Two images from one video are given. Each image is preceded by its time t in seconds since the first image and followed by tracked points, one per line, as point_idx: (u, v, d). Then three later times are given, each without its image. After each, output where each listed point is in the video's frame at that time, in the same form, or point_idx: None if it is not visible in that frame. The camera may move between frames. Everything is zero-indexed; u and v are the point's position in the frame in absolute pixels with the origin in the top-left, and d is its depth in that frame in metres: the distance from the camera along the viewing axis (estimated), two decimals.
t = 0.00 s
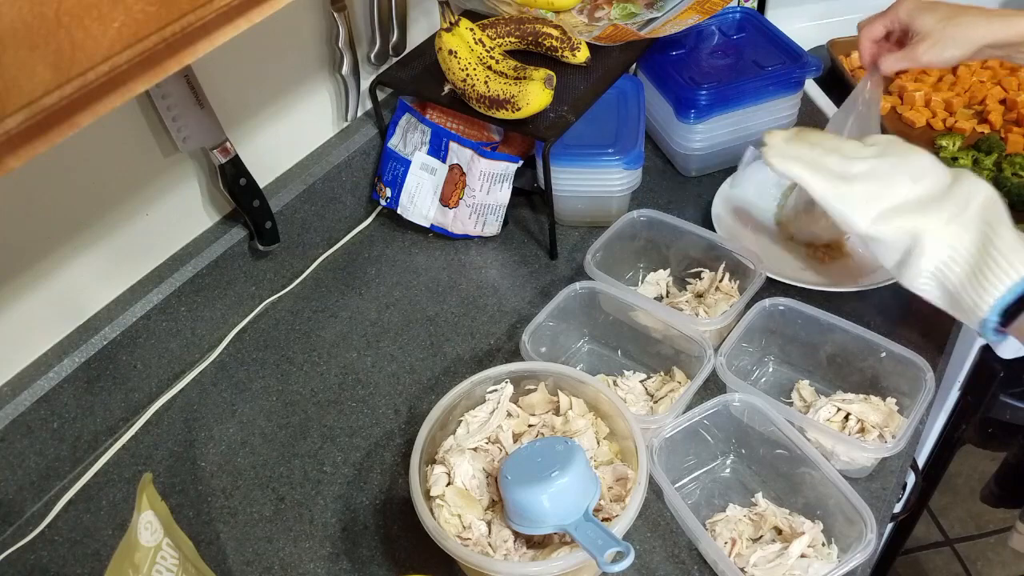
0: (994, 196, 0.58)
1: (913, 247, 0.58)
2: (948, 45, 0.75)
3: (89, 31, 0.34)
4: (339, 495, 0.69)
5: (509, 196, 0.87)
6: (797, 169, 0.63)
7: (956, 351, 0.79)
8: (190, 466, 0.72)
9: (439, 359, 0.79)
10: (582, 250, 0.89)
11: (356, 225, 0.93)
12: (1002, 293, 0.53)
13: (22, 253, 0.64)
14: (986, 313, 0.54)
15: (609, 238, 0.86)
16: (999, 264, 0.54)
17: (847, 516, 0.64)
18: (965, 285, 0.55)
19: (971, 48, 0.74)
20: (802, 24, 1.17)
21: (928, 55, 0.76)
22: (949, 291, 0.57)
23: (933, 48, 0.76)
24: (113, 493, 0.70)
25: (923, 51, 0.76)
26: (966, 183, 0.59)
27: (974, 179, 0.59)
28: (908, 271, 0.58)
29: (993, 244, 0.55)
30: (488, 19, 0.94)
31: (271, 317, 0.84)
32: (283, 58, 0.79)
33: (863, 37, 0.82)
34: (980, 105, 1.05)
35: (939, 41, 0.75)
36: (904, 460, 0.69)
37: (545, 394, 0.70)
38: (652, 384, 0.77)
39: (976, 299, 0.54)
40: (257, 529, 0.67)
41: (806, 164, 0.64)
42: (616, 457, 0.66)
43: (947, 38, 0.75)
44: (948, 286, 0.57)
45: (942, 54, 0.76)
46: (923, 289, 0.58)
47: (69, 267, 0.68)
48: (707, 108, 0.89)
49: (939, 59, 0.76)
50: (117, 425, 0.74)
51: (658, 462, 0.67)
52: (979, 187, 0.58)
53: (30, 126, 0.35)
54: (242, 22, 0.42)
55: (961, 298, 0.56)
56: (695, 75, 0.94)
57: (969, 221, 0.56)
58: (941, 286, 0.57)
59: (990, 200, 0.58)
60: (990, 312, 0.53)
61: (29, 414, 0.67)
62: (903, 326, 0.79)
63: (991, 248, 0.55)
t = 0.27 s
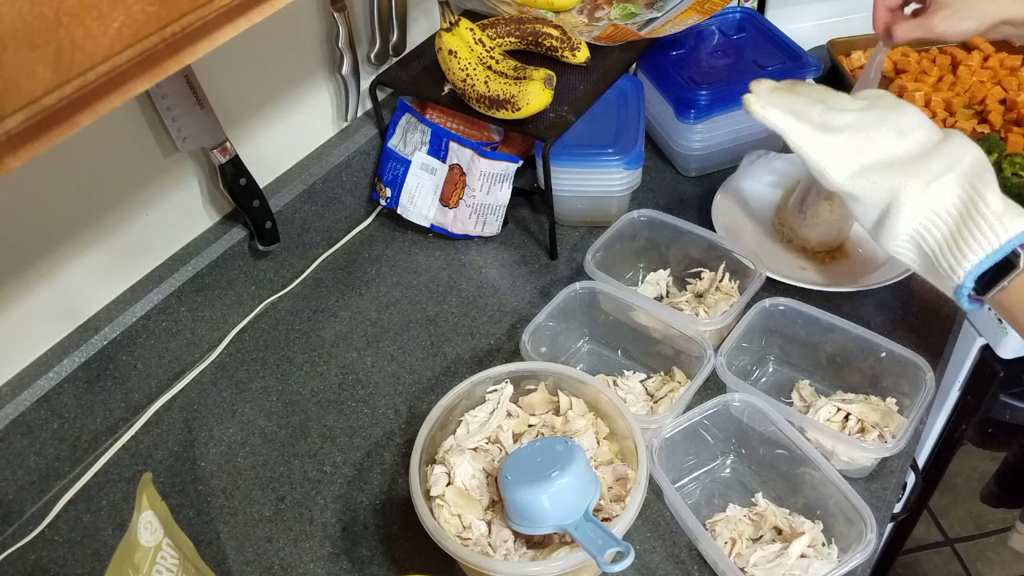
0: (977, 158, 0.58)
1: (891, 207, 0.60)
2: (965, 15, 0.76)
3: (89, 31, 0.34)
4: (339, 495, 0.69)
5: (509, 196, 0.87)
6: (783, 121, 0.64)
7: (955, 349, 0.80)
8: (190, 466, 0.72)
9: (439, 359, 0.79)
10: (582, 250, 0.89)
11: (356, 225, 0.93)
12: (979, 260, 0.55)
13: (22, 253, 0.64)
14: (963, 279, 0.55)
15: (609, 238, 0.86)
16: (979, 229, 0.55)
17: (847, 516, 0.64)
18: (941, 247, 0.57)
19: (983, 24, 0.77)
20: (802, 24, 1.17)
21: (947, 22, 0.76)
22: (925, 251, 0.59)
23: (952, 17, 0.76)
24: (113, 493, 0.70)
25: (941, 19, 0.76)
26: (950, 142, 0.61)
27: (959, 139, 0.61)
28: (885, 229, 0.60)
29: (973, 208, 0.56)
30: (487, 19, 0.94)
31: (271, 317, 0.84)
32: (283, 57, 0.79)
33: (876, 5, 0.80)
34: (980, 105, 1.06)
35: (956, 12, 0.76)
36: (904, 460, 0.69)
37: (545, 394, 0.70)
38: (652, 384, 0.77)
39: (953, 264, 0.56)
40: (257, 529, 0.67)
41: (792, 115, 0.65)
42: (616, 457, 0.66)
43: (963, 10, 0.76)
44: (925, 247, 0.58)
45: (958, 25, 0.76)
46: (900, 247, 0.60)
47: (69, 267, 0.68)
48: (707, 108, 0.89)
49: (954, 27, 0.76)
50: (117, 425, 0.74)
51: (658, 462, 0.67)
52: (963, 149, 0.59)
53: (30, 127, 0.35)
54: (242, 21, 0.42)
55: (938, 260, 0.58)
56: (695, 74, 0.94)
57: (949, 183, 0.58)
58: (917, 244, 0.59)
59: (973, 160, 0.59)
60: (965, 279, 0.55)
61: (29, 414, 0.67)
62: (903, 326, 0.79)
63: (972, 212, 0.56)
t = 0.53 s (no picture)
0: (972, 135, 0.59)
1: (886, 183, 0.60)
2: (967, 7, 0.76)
3: (89, 31, 0.34)
4: (339, 495, 0.69)
5: (509, 196, 0.87)
6: (778, 96, 0.65)
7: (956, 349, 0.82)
8: (190, 466, 0.72)
9: (439, 359, 0.79)
10: (582, 250, 0.89)
11: (356, 225, 0.93)
12: (975, 239, 0.55)
13: (22, 253, 0.64)
14: (958, 258, 0.56)
15: (609, 238, 0.86)
16: (975, 207, 0.55)
17: (847, 516, 0.64)
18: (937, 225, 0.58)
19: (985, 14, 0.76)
20: (802, 24, 1.17)
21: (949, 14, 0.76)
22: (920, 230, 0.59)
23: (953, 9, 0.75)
24: (113, 493, 0.70)
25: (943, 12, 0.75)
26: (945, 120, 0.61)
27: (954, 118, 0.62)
28: (880, 207, 0.61)
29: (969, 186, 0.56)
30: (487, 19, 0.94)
31: (270, 317, 0.84)
32: (283, 57, 0.79)
33: None
34: (980, 105, 1.06)
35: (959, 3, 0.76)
36: (904, 460, 0.69)
37: (546, 394, 0.70)
38: (652, 384, 0.77)
39: (949, 242, 0.56)
40: (257, 529, 0.67)
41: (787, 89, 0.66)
42: (616, 457, 0.66)
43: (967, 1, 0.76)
44: (919, 225, 0.59)
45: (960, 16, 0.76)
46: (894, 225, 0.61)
47: (69, 267, 0.68)
48: (707, 108, 0.89)
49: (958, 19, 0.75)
50: (117, 424, 0.74)
51: (658, 462, 0.67)
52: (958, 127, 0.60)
53: (30, 127, 0.35)
54: (242, 21, 0.42)
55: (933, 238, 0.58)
56: (695, 75, 0.94)
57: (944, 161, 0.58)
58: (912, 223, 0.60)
59: (968, 139, 0.59)
60: (961, 258, 0.55)
61: (29, 414, 0.67)
62: (903, 326, 0.79)
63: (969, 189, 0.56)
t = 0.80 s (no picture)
0: (956, 127, 0.58)
1: (866, 174, 0.59)
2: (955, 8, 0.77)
3: (89, 31, 0.34)
4: (339, 495, 0.69)
5: (509, 196, 0.87)
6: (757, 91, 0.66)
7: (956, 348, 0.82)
8: (190, 465, 0.72)
9: (439, 359, 0.79)
10: (582, 250, 0.89)
11: (356, 225, 0.93)
12: (956, 229, 0.53)
13: (22, 253, 0.64)
14: (940, 248, 0.54)
15: (609, 238, 0.86)
16: (956, 196, 0.54)
17: (847, 516, 0.64)
18: (920, 217, 0.56)
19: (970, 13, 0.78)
20: (802, 24, 1.17)
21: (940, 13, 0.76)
22: (904, 223, 0.58)
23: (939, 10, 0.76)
24: (113, 493, 0.70)
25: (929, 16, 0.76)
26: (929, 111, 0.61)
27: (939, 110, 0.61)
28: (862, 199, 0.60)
29: (952, 175, 0.55)
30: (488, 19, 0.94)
31: (270, 317, 0.84)
32: (283, 57, 0.79)
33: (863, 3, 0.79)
34: (980, 105, 1.06)
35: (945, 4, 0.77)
36: (904, 460, 0.69)
37: (545, 394, 0.70)
38: (652, 384, 0.77)
39: (931, 233, 0.55)
40: (257, 529, 0.67)
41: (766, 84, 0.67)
42: (616, 457, 0.66)
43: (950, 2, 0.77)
44: (903, 217, 0.58)
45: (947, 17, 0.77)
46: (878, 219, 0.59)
47: (69, 267, 0.68)
48: (707, 108, 0.89)
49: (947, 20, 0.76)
50: (117, 425, 0.74)
51: (658, 462, 0.67)
52: (940, 119, 0.59)
53: (30, 127, 0.35)
54: (243, 21, 0.42)
55: (917, 231, 0.57)
56: (695, 75, 0.94)
57: (925, 151, 0.57)
58: (896, 216, 0.59)
59: (950, 129, 0.58)
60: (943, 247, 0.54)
61: (29, 414, 0.67)
62: (903, 325, 0.79)
63: (951, 178, 0.55)
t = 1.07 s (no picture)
0: (973, 101, 0.57)
1: (880, 151, 0.59)
2: None
3: (89, 31, 0.34)
4: (339, 495, 0.69)
5: (509, 196, 0.87)
6: (768, 58, 0.64)
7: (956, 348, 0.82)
8: (190, 465, 0.72)
9: (438, 359, 0.79)
10: (582, 250, 0.89)
11: (356, 225, 0.93)
12: (972, 210, 0.54)
13: (22, 253, 0.64)
14: (956, 229, 0.55)
15: (609, 238, 0.86)
16: (972, 175, 0.54)
17: (847, 516, 0.64)
18: (933, 195, 0.56)
19: None
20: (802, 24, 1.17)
21: None
22: (916, 200, 0.58)
23: None
24: (113, 493, 0.70)
25: None
26: (944, 85, 0.60)
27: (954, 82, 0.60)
28: (875, 175, 0.60)
29: (968, 153, 0.55)
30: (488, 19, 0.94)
31: (270, 317, 0.84)
32: (283, 57, 0.79)
33: None
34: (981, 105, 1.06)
35: None
36: (904, 459, 0.69)
37: (545, 394, 0.70)
38: (652, 384, 0.77)
39: (947, 213, 0.55)
40: (256, 529, 0.67)
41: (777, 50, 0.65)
42: (616, 457, 0.66)
43: None
44: (916, 194, 0.58)
45: None
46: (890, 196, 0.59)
47: (69, 267, 0.68)
48: (707, 108, 0.89)
49: None
50: (117, 425, 0.74)
51: (658, 462, 0.67)
52: (958, 92, 0.58)
53: (30, 127, 0.35)
54: (242, 22, 0.42)
55: (930, 209, 0.57)
56: (695, 74, 0.94)
57: (942, 127, 0.57)
58: (908, 193, 0.59)
59: (967, 104, 0.57)
60: (958, 228, 0.54)
61: (29, 414, 0.67)
62: (903, 325, 0.79)
63: (968, 157, 0.55)
